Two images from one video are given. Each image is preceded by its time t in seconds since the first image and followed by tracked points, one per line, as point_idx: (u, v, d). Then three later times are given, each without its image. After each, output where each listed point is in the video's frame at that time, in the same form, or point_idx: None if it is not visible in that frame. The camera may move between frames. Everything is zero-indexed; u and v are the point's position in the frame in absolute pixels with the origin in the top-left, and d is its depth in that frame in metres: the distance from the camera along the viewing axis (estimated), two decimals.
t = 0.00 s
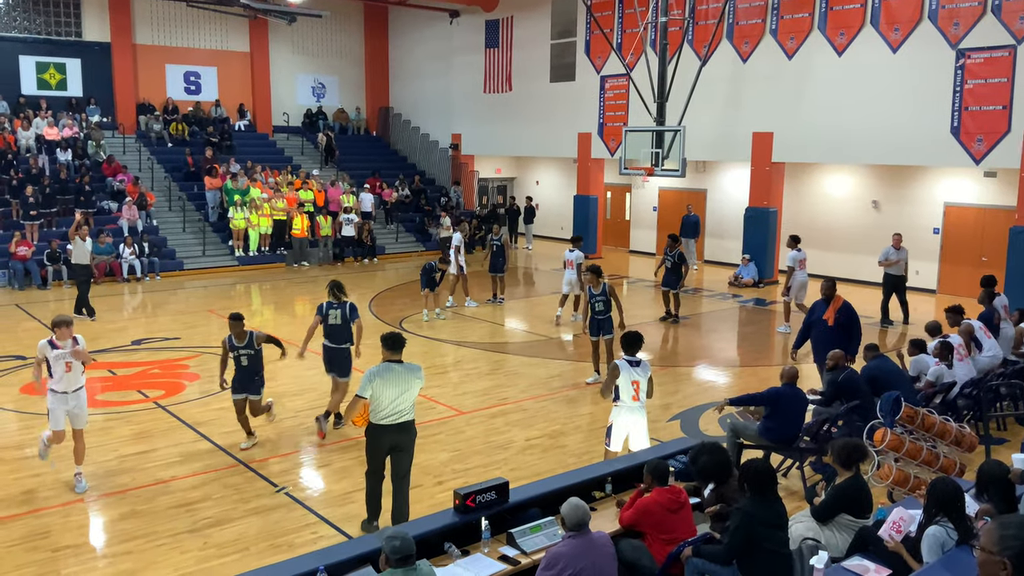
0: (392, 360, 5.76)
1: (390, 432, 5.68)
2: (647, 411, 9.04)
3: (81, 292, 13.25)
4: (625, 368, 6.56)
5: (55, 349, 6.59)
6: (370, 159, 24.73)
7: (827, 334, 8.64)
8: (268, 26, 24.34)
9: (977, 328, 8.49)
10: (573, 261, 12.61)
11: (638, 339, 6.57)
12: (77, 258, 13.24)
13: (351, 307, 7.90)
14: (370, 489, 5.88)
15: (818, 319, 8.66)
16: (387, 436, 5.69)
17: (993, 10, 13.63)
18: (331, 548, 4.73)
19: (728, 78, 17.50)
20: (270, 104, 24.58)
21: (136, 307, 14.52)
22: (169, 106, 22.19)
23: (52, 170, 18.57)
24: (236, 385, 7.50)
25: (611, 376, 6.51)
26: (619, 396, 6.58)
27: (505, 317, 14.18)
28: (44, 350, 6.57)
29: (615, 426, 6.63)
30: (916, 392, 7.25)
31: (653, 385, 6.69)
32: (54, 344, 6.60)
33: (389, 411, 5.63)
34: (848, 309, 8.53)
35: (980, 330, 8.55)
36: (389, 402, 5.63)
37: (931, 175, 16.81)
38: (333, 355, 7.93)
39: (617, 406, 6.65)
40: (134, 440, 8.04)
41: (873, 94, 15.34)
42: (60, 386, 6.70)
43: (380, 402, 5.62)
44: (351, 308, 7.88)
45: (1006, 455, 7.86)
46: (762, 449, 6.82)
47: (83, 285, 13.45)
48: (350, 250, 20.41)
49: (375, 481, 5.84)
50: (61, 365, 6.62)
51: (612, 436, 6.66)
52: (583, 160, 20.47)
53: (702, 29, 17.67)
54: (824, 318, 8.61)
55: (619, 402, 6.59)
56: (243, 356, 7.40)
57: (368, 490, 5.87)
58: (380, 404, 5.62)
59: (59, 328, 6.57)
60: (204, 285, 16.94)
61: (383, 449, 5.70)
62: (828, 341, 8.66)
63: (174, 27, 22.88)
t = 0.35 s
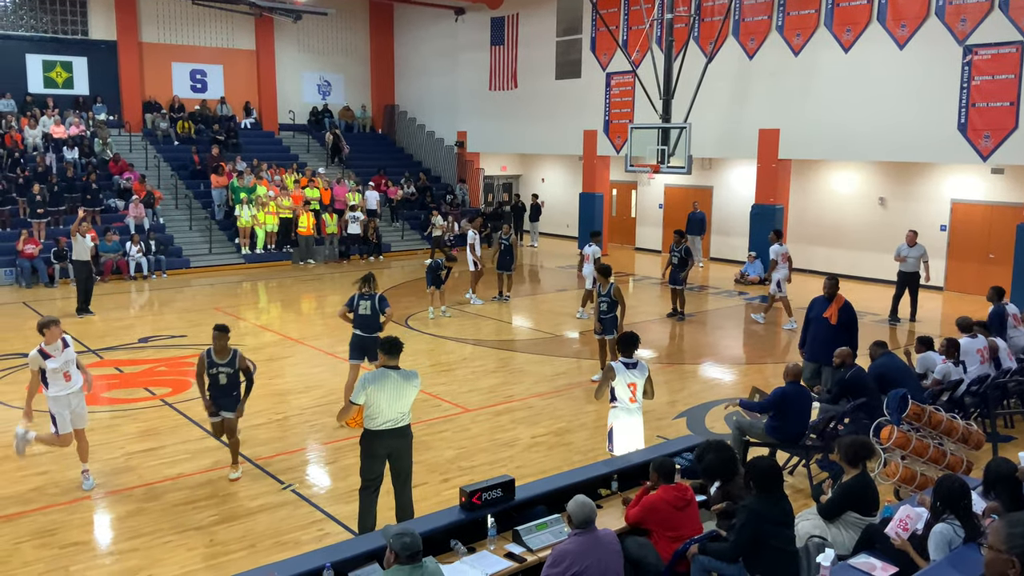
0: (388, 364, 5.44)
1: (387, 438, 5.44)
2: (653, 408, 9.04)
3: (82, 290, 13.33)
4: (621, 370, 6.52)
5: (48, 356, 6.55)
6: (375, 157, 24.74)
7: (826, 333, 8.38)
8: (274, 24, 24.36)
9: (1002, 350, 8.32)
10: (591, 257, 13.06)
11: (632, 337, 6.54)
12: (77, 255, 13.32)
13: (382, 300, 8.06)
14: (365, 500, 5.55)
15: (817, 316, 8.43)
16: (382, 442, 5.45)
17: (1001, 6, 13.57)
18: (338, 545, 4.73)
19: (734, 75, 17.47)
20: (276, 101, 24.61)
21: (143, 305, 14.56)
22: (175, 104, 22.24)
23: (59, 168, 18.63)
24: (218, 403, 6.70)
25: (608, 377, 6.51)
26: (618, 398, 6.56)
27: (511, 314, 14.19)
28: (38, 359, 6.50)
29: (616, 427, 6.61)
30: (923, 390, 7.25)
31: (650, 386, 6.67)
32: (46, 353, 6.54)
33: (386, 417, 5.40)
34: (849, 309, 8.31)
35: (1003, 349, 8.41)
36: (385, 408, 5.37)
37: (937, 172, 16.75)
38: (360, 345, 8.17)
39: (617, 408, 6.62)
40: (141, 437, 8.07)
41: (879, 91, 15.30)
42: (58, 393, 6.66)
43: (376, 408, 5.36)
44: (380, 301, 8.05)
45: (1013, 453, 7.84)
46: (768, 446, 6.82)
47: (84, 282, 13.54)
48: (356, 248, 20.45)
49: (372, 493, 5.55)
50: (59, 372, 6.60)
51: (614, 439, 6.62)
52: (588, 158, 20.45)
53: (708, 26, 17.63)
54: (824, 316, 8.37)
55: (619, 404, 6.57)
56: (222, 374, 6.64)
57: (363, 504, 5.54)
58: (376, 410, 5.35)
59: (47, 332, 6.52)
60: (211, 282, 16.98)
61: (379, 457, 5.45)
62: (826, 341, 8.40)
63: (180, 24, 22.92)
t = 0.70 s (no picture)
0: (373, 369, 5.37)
1: (376, 447, 5.32)
2: (658, 407, 9.04)
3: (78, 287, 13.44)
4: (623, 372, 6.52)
5: (34, 358, 6.41)
6: (379, 156, 24.75)
7: (819, 335, 8.21)
8: (278, 23, 24.39)
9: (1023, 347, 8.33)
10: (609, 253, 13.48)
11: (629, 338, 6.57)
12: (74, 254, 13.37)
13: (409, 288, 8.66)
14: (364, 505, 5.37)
15: (811, 317, 8.27)
16: (372, 451, 5.32)
17: (1006, 4, 13.53)
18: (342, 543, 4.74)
19: (739, 74, 17.46)
20: (281, 101, 24.63)
21: (148, 304, 14.60)
22: (180, 104, 22.26)
23: (64, 167, 18.67)
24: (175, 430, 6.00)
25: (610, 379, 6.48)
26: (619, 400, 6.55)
27: (516, 313, 14.19)
28: (24, 361, 6.33)
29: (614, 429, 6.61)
30: (928, 389, 7.20)
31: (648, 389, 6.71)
32: (32, 354, 6.39)
33: (376, 424, 5.29)
34: (843, 310, 8.15)
35: None
36: (376, 414, 5.28)
37: (942, 171, 16.71)
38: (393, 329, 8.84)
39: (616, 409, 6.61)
40: (147, 436, 8.09)
41: (884, 89, 15.27)
42: (40, 396, 6.51)
43: (366, 415, 5.26)
44: (408, 289, 8.65)
45: (1019, 452, 7.81)
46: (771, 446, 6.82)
47: (84, 280, 13.64)
48: (360, 247, 20.46)
49: (373, 499, 5.39)
50: (43, 375, 6.48)
51: (610, 440, 6.62)
52: (593, 157, 20.43)
53: (712, 24, 17.61)
54: (818, 317, 8.21)
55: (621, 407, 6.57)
56: (178, 397, 5.93)
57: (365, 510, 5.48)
58: (366, 418, 5.26)
59: (36, 334, 6.34)
60: (216, 282, 17.01)
61: (370, 466, 5.34)
62: (820, 343, 8.22)
63: (185, 24, 22.97)
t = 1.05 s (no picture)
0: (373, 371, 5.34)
1: (380, 448, 5.33)
2: (665, 407, 9.03)
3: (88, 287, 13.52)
4: (627, 370, 6.51)
5: (42, 355, 6.43)
6: (387, 154, 24.80)
7: (807, 337, 7.71)
8: (287, 23, 24.45)
9: None
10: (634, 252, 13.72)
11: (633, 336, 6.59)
12: (83, 254, 13.44)
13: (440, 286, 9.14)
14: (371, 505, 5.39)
15: (800, 319, 7.80)
16: (376, 452, 5.33)
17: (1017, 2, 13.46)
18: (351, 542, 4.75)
19: (748, 72, 17.42)
20: (289, 100, 24.68)
21: (157, 303, 14.65)
22: (188, 103, 22.33)
23: (74, 167, 18.77)
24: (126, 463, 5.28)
25: (614, 379, 6.47)
26: (622, 398, 6.56)
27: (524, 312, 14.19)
28: (32, 358, 6.36)
29: (618, 427, 6.61)
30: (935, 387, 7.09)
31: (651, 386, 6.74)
32: (40, 351, 6.42)
33: (376, 425, 5.28)
34: (832, 312, 7.68)
35: None
36: (376, 417, 5.25)
37: (952, 170, 16.64)
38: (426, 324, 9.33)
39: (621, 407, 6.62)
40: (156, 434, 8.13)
41: (894, 88, 15.20)
42: (44, 395, 6.56)
43: (367, 417, 5.25)
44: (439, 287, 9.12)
45: None
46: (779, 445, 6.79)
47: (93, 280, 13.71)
48: (368, 247, 20.49)
49: (379, 498, 5.40)
50: (48, 374, 6.51)
51: (616, 438, 6.63)
52: (601, 156, 20.41)
53: (721, 23, 17.58)
54: (806, 318, 7.74)
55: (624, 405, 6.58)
56: (126, 425, 5.23)
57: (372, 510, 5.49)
58: (366, 420, 5.25)
59: (42, 332, 6.33)
60: (224, 281, 17.05)
61: (374, 468, 5.35)
62: (808, 345, 7.73)
63: (193, 24, 23.04)
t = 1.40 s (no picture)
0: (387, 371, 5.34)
1: (392, 449, 5.34)
2: (682, 407, 8.99)
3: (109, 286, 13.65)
4: (639, 368, 6.48)
5: (69, 352, 6.55)
6: (404, 153, 24.88)
7: (815, 339, 7.64)
8: (304, 23, 24.55)
9: None
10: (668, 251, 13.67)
11: (647, 334, 6.52)
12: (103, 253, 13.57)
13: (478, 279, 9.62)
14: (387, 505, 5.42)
15: (808, 320, 7.70)
16: (389, 453, 5.34)
17: None
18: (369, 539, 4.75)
19: (766, 71, 17.31)
20: (307, 100, 24.78)
21: (176, 301, 14.77)
22: (207, 103, 22.48)
23: (94, 166, 18.97)
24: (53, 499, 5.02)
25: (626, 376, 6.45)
26: (633, 396, 6.53)
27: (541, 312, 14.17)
28: (60, 354, 6.48)
29: (631, 424, 6.58)
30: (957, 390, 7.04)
31: (665, 383, 6.68)
32: (66, 347, 6.53)
33: (390, 426, 5.29)
34: (841, 313, 7.54)
35: None
36: (390, 417, 5.27)
37: (973, 169, 16.46)
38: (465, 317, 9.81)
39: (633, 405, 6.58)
40: (175, 431, 8.19)
41: (914, 86, 15.06)
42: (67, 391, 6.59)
43: (379, 418, 5.26)
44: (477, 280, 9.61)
45: None
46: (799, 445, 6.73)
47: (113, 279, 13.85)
48: (385, 246, 20.56)
49: (395, 498, 5.42)
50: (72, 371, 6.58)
51: (630, 436, 6.59)
52: (618, 155, 20.36)
53: (739, 22, 17.50)
54: (814, 320, 7.63)
55: (636, 402, 6.55)
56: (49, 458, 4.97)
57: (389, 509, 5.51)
58: (380, 420, 5.26)
59: (68, 329, 6.47)
60: (242, 279, 17.16)
61: (388, 467, 5.36)
62: (816, 347, 7.66)
63: (212, 24, 23.20)
